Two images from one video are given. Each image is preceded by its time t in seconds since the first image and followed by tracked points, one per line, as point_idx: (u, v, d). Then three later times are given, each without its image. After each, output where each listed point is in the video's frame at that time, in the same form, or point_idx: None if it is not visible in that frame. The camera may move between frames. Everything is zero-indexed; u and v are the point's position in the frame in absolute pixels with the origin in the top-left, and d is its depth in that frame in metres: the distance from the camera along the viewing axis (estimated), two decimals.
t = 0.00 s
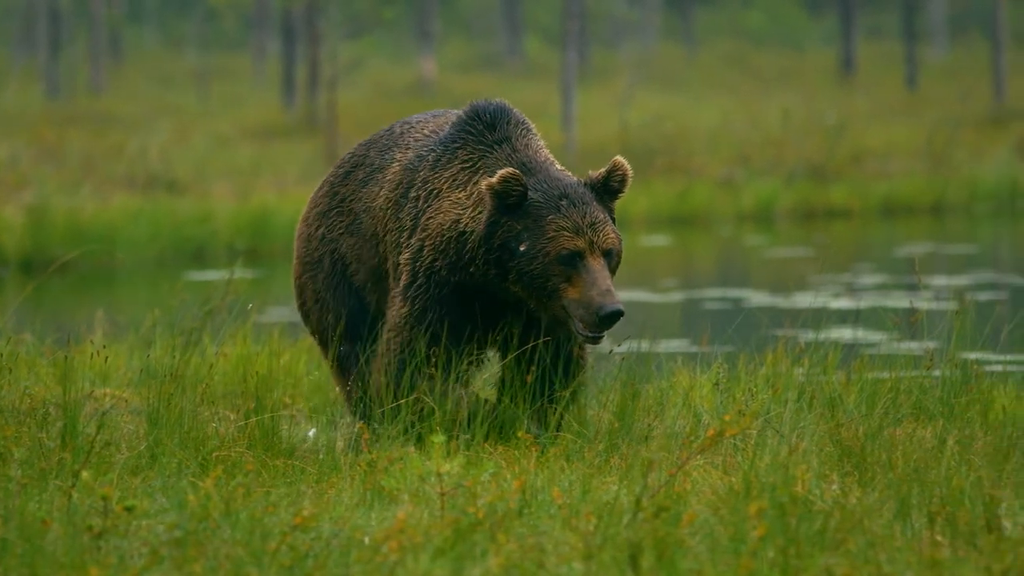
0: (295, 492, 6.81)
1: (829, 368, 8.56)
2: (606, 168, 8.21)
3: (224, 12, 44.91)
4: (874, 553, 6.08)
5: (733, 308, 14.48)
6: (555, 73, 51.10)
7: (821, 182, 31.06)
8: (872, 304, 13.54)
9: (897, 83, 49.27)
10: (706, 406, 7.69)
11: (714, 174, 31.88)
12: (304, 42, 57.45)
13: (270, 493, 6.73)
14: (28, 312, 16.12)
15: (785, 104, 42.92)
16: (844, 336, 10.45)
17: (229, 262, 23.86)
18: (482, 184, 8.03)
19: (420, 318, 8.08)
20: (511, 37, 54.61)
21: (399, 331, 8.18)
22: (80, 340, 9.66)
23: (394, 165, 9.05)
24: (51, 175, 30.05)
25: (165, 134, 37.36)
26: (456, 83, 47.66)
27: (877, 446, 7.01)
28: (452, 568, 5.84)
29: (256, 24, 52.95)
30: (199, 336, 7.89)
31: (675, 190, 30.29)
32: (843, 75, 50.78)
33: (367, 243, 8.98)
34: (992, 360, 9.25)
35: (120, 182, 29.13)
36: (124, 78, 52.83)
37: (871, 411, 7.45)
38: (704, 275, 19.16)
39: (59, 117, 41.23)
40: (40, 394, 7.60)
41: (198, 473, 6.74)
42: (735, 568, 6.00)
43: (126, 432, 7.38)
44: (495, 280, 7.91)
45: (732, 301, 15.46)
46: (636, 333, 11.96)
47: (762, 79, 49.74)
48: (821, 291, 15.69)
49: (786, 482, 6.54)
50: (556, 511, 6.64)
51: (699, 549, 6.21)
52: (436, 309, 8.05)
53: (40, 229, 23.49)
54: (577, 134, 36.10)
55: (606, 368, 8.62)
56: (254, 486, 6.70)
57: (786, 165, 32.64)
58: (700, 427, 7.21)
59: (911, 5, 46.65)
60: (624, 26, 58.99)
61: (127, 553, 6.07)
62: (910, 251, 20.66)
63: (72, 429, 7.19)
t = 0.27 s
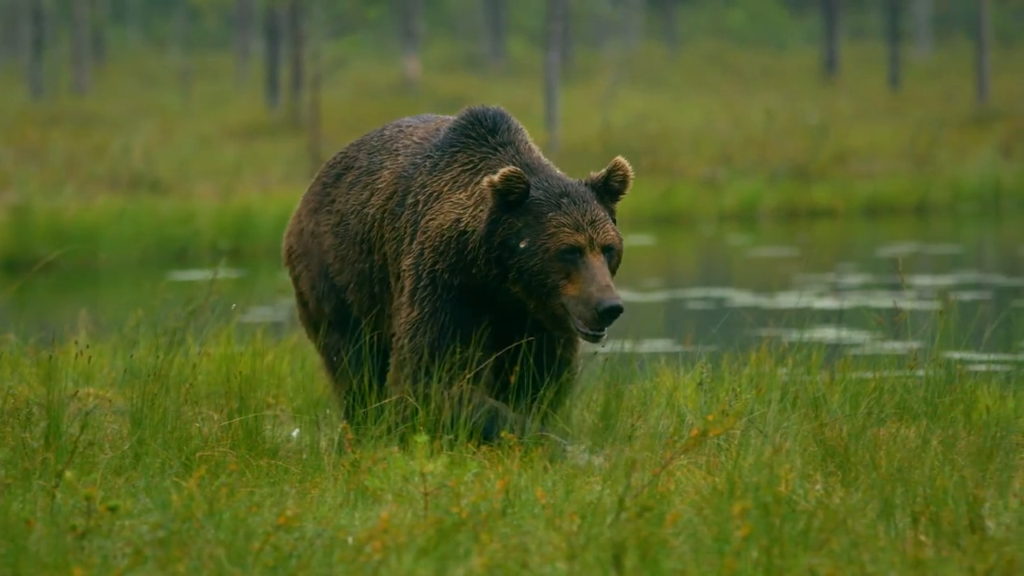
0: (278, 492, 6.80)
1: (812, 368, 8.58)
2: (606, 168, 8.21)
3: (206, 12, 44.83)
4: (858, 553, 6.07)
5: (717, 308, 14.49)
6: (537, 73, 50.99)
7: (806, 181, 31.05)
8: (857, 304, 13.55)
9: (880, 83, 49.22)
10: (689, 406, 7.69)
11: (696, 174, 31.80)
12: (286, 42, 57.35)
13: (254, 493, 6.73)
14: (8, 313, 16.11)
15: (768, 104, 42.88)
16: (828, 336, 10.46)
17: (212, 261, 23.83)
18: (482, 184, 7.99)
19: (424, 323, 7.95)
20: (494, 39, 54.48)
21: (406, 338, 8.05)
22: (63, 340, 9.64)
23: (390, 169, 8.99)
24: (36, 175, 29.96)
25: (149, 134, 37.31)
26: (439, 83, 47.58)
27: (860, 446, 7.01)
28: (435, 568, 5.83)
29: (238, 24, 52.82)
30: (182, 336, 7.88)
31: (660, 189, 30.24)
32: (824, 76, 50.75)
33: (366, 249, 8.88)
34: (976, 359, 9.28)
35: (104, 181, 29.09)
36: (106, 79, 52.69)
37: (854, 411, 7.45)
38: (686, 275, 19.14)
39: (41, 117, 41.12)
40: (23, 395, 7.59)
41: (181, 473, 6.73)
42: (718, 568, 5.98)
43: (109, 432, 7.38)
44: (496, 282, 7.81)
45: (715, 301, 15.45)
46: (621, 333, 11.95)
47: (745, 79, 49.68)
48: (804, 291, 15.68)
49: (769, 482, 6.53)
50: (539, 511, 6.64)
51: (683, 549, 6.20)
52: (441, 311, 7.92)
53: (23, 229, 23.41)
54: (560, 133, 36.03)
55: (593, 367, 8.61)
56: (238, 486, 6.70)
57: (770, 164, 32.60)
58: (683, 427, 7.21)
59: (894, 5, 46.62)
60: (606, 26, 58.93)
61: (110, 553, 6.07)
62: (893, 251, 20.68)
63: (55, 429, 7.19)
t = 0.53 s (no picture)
0: (265, 491, 6.80)
1: (799, 368, 8.59)
2: (607, 165, 8.24)
3: (192, 12, 44.81)
4: (845, 553, 6.06)
5: (705, 308, 14.50)
6: (524, 73, 51.02)
7: (792, 182, 31.05)
8: (845, 304, 13.56)
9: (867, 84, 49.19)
10: (676, 406, 7.70)
11: (682, 174, 31.78)
12: (274, 41, 57.35)
13: (241, 493, 6.72)
14: None
15: (755, 105, 42.92)
16: (815, 336, 10.47)
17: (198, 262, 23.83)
18: (481, 182, 7.99)
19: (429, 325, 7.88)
20: (481, 38, 54.41)
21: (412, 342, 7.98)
22: (51, 342, 9.65)
23: (387, 172, 8.95)
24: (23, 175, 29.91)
25: (136, 134, 37.26)
26: (427, 82, 47.59)
27: (847, 445, 7.02)
28: (423, 568, 5.83)
29: (226, 24, 52.88)
30: (170, 336, 7.88)
31: (646, 188, 30.19)
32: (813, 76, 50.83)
33: (363, 252, 8.83)
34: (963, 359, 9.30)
35: (91, 182, 29.10)
36: (92, 78, 52.68)
37: (841, 411, 7.46)
38: (674, 275, 19.17)
39: (28, 117, 41.08)
40: (9, 395, 7.61)
41: (168, 473, 6.74)
42: (707, 567, 5.97)
43: (96, 432, 7.39)
44: (498, 280, 7.77)
45: (702, 301, 15.48)
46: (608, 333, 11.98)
47: (732, 80, 49.73)
48: (791, 290, 15.72)
49: (757, 482, 6.52)
50: (526, 511, 6.65)
51: (670, 549, 6.19)
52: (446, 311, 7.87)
53: (10, 229, 23.37)
54: (546, 133, 36.01)
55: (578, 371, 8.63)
56: (224, 486, 6.70)
57: (755, 165, 32.60)
58: (670, 427, 7.22)
59: (881, 6, 46.66)
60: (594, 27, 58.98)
61: (96, 553, 6.07)
62: (880, 251, 20.75)
63: (41, 429, 7.19)
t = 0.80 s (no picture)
0: (249, 492, 6.79)
1: (783, 367, 8.62)
2: (608, 165, 8.23)
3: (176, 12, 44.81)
4: (829, 553, 6.06)
5: (689, 308, 14.51)
6: (508, 73, 50.99)
7: (777, 183, 31.07)
8: (829, 304, 13.59)
9: (851, 84, 49.16)
10: (662, 405, 7.71)
11: (667, 175, 31.75)
12: (259, 42, 57.40)
13: (224, 493, 6.72)
14: None
15: (740, 105, 42.90)
16: (799, 337, 10.50)
17: (183, 263, 23.83)
18: (481, 179, 7.92)
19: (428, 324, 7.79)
20: (465, 39, 54.35)
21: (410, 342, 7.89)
22: (36, 343, 9.64)
23: (384, 172, 8.89)
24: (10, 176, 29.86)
25: (121, 135, 37.20)
26: (411, 83, 47.54)
27: (832, 445, 7.03)
28: (408, 567, 5.83)
29: (210, 24, 52.76)
30: (154, 336, 7.88)
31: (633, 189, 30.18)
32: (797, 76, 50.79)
33: (359, 252, 8.75)
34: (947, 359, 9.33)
35: (76, 184, 29.11)
36: (76, 79, 52.57)
37: (826, 411, 7.47)
38: (658, 275, 19.18)
39: (13, 118, 41.01)
40: None
41: (152, 473, 6.74)
42: (690, 567, 5.97)
43: (80, 433, 7.39)
44: (497, 276, 7.71)
45: (686, 301, 15.48)
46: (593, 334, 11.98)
47: (716, 80, 49.69)
48: (775, 291, 15.73)
49: (741, 482, 6.53)
50: (511, 511, 6.66)
51: (654, 549, 6.18)
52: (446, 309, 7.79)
53: None
54: (533, 134, 35.98)
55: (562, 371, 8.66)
56: (209, 486, 6.69)
57: (740, 165, 32.58)
58: (655, 427, 7.23)
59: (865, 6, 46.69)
60: (578, 27, 58.91)
61: (81, 553, 6.07)
62: (864, 251, 20.78)
63: (25, 429, 7.19)
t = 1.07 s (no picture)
0: (235, 491, 6.79)
1: (768, 367, 8.64)
2: (607, 162, 8.19)
3: (160, 12, 44.69)
4: (815, 552, 6.05)
5: (674, 307, 14.51)
6: (494, 74, 50.82)
7: (762, 181, 31.01)
8: (814, 303, 13.61)
9: (837, 84, 49.03)
10: (649, 405, 7.72)
11: (654, 174, 31.67)
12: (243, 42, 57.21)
13: (210, 492, 6.72)
14: None
15: (726, 105, 42.79)
16: (784, 336, 10.53)
17: (167, 263, 23.77)
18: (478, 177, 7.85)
19: (429, 323, 7.73)
20: (449, 39, 54.02)
21: (409, 342, 7.83)
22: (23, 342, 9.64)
23: (380, 172, 8.81)
24: None
25: (107, 135, 37.06)
26: (397, 83, 47.40)
27: (817, 445, 7.03)
28: (394, 567, 5.82)
29: (195, 24, 52.52)
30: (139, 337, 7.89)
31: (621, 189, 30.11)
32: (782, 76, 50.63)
33: (354, 252, 8.69)
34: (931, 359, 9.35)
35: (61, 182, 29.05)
36: (61, 79, 52.36)
37: (811, 410, 7.48)
38: (643, 275, 19.14)
39: None
40: None
41: (138, 473, 6.74)
42: (676, 568, 5.97)
43: (65, 433, 7.40)
44: (496, 274, 7.64)
45: (672, 301, 15.45)
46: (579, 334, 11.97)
47: (702, 80, 49.55)
48: (760, 291, 15.71)
49: (726, 482, 6.53)
50: (497, 510, 6.67)
51: (640, 549, 6.18)
52: (446, 309, 7.73)
53: None
54: (520, 134, 35.88)
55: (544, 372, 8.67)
56: (195, 486, 6.69)
57: (727, 165, 32.50)
58: (641, 426, 7.24)
59: (851, 6, 46.59)
60: (564, 28, 58.72)
61: (67, 553, 6.06)
62: (849, 251, 20.75)
63: (10, 429, 7.19)
